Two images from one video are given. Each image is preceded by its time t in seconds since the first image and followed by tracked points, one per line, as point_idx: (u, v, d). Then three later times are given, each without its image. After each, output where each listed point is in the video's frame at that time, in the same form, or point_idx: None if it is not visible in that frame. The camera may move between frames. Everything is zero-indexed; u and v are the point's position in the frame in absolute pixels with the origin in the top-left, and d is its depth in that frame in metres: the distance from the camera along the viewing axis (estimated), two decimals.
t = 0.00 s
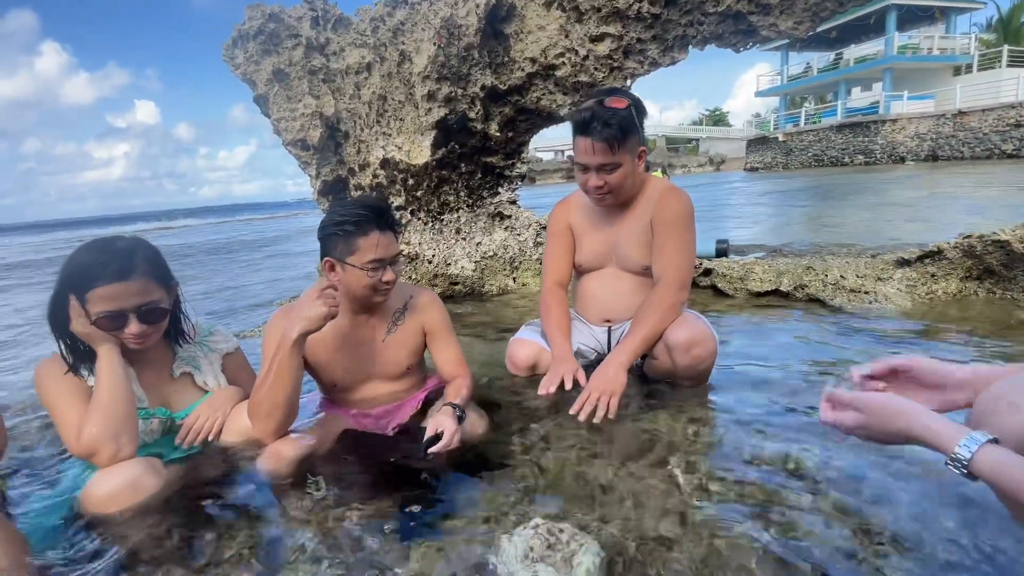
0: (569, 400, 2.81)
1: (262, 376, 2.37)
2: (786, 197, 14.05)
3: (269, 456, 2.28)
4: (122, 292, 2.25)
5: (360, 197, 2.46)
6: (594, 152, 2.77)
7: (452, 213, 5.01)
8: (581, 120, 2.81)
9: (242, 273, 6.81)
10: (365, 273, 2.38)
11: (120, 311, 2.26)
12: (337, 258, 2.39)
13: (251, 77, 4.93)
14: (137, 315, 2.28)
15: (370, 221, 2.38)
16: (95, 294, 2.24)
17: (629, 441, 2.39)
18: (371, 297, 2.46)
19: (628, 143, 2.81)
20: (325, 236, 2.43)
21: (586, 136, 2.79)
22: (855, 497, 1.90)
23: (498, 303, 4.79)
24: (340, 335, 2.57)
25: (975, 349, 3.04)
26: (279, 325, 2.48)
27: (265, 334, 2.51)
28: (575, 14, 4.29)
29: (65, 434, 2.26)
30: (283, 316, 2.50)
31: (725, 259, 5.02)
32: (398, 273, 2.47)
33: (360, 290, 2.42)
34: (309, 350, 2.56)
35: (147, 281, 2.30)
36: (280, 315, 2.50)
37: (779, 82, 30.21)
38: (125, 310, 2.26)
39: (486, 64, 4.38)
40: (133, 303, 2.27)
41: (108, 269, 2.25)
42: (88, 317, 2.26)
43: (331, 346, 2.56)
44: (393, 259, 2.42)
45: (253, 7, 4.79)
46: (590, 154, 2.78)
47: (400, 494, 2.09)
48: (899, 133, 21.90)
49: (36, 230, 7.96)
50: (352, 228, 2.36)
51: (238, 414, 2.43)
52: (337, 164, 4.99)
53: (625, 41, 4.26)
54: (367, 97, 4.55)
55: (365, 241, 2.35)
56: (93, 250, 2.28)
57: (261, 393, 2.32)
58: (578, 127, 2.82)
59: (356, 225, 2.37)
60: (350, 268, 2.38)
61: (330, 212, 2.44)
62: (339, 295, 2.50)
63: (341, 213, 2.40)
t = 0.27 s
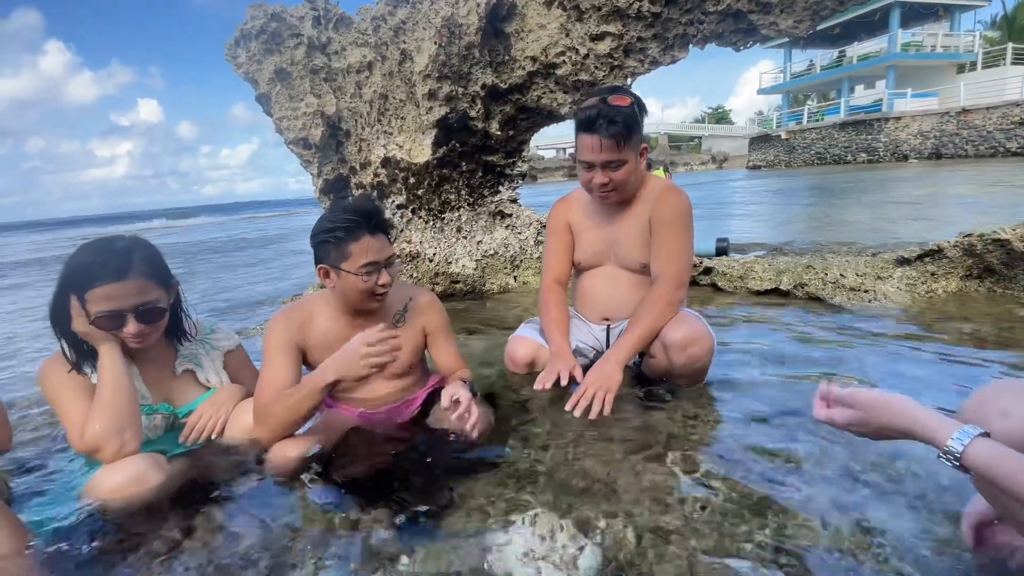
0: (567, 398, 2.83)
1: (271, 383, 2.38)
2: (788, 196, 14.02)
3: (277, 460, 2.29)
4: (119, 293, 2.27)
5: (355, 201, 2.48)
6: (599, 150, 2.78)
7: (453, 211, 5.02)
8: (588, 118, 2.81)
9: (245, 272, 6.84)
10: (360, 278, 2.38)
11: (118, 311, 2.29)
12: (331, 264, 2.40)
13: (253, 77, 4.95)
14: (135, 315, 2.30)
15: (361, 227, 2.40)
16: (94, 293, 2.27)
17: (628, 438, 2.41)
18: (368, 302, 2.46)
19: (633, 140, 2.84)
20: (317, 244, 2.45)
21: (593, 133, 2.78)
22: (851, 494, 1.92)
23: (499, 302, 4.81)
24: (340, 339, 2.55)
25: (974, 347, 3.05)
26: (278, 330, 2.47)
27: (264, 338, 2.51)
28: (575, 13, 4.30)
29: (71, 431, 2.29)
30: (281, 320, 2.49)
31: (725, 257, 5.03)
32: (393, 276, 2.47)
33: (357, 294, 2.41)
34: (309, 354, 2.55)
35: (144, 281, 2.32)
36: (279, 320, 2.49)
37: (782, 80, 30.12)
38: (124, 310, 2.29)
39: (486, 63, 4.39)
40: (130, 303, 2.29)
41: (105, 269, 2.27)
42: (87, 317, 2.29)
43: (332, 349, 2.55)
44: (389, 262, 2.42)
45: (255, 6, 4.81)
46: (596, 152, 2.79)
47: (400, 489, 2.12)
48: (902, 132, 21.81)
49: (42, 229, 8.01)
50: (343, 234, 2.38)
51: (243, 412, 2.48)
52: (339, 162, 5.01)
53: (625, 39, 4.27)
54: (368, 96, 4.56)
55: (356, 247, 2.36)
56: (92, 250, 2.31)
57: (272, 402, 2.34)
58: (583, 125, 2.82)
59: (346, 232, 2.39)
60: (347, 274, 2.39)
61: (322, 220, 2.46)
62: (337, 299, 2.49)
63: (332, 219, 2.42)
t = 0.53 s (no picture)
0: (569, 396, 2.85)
1: (287, 390, 2.37)
2: (793, 196, 13.99)
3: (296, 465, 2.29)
4: (125, 291, 2.31)
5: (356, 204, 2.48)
6: (606, 150, 2.80)
7: (456, 211, 5.05)
8: (596, 117, 2.82)
9: (250, 271, 6.89)
10: (362, 281, 2.38)
11: (125, 309, 2.32)
12: (332, 267, 2.41)
13: (258, 77, 4.99)
14: (141, 312, 2.34)
15: (363, 230, 2.41)
16: (100, 292, 2.30)
17: (629, 436, 2.43)
18: (370, 304, 2.46)
19: (639, 140, 2.86)
20: (317, 247, 2.45)
21: (600, 133, 2.79)
22: (850, 492, 1.93)
23: (502, 301, 4.83)
24: (344, 339, 2.54)
25: (976, 347, 3.05)
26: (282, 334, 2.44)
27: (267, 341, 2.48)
28: (579, 14, 4.31)
29: (80, 426, 2.32)
30: (282, 322, 2.44)
31: (728, 257, 5.04)
32: (394, 277, 2.48)
33: (360, 296, 2.41)
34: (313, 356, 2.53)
35: (149, 279, 2.35)
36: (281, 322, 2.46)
37: (787, 80, 30.02)
38: (130, 308, 2.32)
39: (490, 64, 4.41)
40: (136, 301, 2.33)
41: (112, 268, 2.31)
42: (95, 315, 2.33)
43: (336, 350, 2.54)
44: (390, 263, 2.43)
45: (261, 7, 4.85)
46: (602, 151, 2.81)
47: (403, 485, 2.16)
48: (908, 132, 21.71)
49: (49, 227, 8.09)
50: (343, 237, 2.39)
51: (248, 408, 2.51)
52: (344, 162, 5.05)
53: (629, 40, 4.28)
54: (373, 96, 4.59)
55: (356, 251, 2.36)
56: (99, 249, 2.34)
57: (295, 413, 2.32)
58: (590, 124, 2.82)
59: (347, 235, 2.39)
60: (348, 276, 2.39)
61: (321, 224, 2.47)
62: (340, 301, 2.48)
63: (332, 223, 2.43)
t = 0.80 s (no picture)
0: (571, 393, 2.85)
1: (301, 392, 2.35)
2: (798, 195, 13.93)
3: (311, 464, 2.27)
4: (129, 288, 2.32)
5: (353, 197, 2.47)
6: (613, 146, 2.79)
7: (459, 209, 5.05)
8: (604, 113, 2.80)
9: (255, 268, 6.93)
10: (360, 277, 2.38)
11: (128, 306, 2.33)
12: (330, 262, 2.40)
13: (263, 75, 5.01)
14: (145, 310, 2.35)
15: (360, 224, 2.40)
16: (104, 289, 2.31)
17: (631, 433, 2.43)
18: (369, 300, 2.46)
19: (645, 136, 2.86)
20: (316, 242, 2.45)
21: (606, 128, 2.78)
22: (852, 490, 1.93)
23: (505, 298, 4.83)
24: (346, 336, 2.55)
25: (982, 347, 3.03)
26: (285, 333, 2.43)
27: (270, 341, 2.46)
28: (583, 11, 4.30)
29: (87, 422, 2.34)
30: (285, 320, 2.45)
31: (732, 256, 5.03)
32: (393, 273, 2.47)
33: (358, 291, 2.41)
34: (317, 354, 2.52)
35: (152, 276, 2.36)
36: (284, 322, 2.45)
37: (793, 77, 29.85)
38: (134, 305, 2.34)
39: (494, 62, 4.40)
40: (140, 298, 2.34)
41: (115, 265, 2.32)
42: (99, 312, 2.34)
43: (340, 347, 2.54)
44: (388, 258, 2.43)
45: (265, 5, 4.86)
46: (609, 148, 2.80)
47: (404, 481, 2.17)
48: (914, 130, 21.56)
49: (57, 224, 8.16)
50: (340, 233, 2.38)
51: (254, 401, 2.52)
52: (347, 160, 5.06)
53: (633, 37, 4.27)
54: (377, 94, 4.59)
55: (353, 246, 2.36)
56: (101, 247, 2.35)
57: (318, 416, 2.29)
58: (597, 120, 2.81)
59: (345, 229, 2.39)
60: (346, 272, 2.39)
61: (319, 219, 2.46)
62: (340, 298, 2.47)
63: (330, 217, 2.42)
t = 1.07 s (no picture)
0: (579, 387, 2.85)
1: (310, 387, 2.36)
2: (805, 190, 13.83)
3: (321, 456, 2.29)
4: (139, 281, 2.33)
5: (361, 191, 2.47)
6: (622, 138, 2.77)
7: (466, 203, 5.04)
8: (613, 105, 2.79)
9: (261, 262, 6.95)
10: (366, 271, 2.38)
11: (140, 301, 2.35)
12: (335, 256, 2.40)
13: (270, 68, 5.01)
14: (156, 303, 2.36)
15: (367, 217, 2.39)
16: (115, 283, 2.32)
17: (639, 426, 2.43)
18: (375, 294, 2.47)
19: (654, 129, 2.84)
20: (321, 236, 2.44)
21: (615, 120, 2.76)
22: (862, 484, 1.92)
23: (511, 293, 4.83)
24: (353, 330, 2.55)
25: (993, 343, 3.01)
26: (292, 328, 2.43)
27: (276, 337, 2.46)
28: (591, 3, 4.26)
29: (99, 412, 2.36)
30: (292, 315, 2.45)
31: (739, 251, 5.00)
32: (399, 268, 2.47)
33: (364, 286, 2.41)
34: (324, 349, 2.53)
35: (161, 271, 2.37)
36: (290, 316, 2.45)
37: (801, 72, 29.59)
38: (144, 298, 2.35)
39: (501, 54, 4.39)
40: (150, 291, 2.35)
41: (124, 259, 2.33)
42: (110, 305, 2.35)
43: (346, 341, 2.55)
44: (396, 252, 2.42)
45: None
46: (618, 140, 2.79)
47: (413, 473, 2.19)
48: (924, 126, 21.34)
49: (64, 217, 8.22)
50: (345, 228, 2.37)
51: (263, 390, 2.55)
52: (354, 153, 5.07)
53: (642, 30, 4.23)
54: (384, 87, 4.58)
55: (361, 240, 2.35)
56: (109, 240, 2.35)
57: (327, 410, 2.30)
58: (606, 112, 2.79)
59: (351, 223, 2.38)
60: (353, 266, 2.39)
61: (327, 213, 2.46)
62: (346, 293, 2.47)
63: (337, 211, 2.41)
